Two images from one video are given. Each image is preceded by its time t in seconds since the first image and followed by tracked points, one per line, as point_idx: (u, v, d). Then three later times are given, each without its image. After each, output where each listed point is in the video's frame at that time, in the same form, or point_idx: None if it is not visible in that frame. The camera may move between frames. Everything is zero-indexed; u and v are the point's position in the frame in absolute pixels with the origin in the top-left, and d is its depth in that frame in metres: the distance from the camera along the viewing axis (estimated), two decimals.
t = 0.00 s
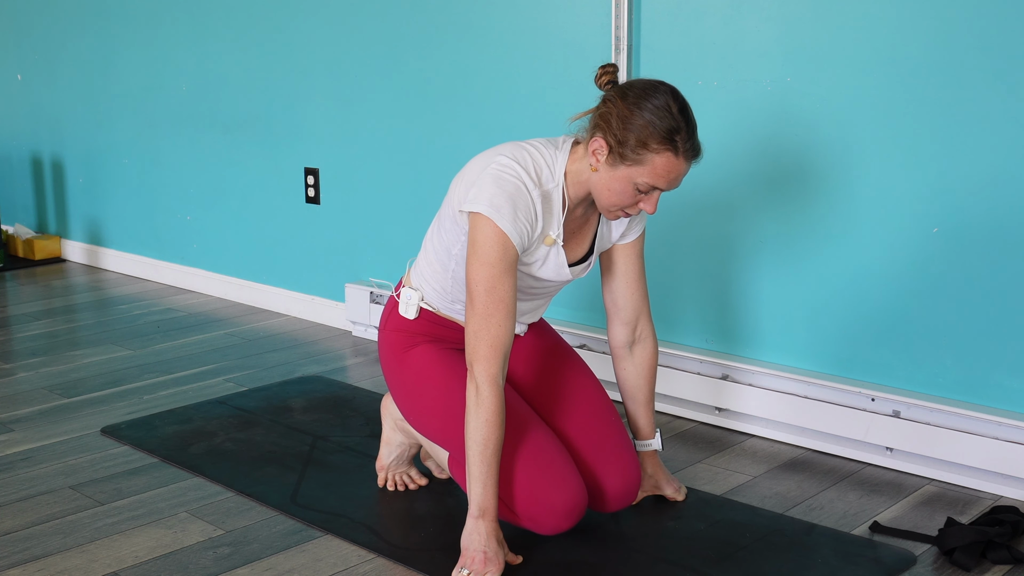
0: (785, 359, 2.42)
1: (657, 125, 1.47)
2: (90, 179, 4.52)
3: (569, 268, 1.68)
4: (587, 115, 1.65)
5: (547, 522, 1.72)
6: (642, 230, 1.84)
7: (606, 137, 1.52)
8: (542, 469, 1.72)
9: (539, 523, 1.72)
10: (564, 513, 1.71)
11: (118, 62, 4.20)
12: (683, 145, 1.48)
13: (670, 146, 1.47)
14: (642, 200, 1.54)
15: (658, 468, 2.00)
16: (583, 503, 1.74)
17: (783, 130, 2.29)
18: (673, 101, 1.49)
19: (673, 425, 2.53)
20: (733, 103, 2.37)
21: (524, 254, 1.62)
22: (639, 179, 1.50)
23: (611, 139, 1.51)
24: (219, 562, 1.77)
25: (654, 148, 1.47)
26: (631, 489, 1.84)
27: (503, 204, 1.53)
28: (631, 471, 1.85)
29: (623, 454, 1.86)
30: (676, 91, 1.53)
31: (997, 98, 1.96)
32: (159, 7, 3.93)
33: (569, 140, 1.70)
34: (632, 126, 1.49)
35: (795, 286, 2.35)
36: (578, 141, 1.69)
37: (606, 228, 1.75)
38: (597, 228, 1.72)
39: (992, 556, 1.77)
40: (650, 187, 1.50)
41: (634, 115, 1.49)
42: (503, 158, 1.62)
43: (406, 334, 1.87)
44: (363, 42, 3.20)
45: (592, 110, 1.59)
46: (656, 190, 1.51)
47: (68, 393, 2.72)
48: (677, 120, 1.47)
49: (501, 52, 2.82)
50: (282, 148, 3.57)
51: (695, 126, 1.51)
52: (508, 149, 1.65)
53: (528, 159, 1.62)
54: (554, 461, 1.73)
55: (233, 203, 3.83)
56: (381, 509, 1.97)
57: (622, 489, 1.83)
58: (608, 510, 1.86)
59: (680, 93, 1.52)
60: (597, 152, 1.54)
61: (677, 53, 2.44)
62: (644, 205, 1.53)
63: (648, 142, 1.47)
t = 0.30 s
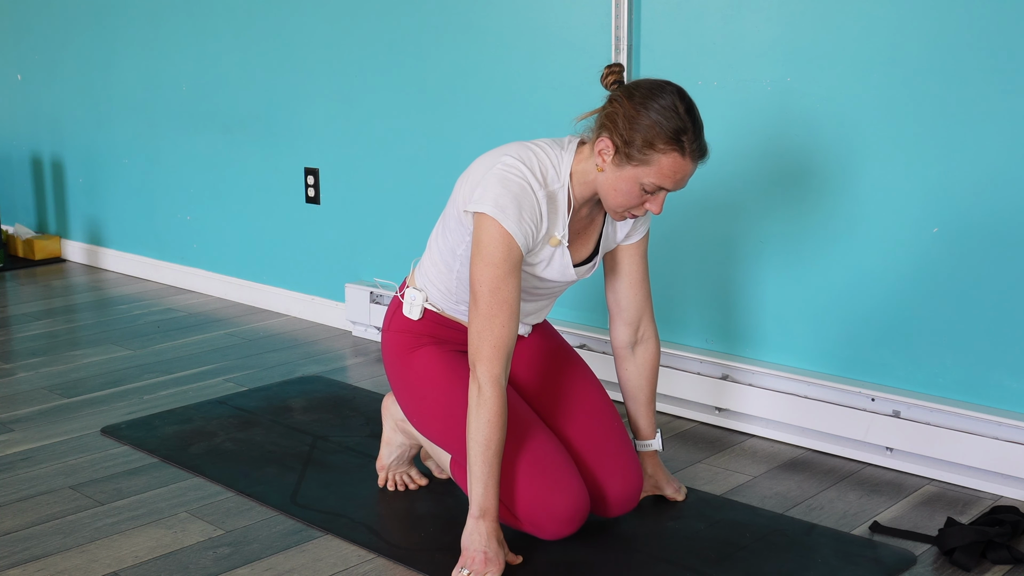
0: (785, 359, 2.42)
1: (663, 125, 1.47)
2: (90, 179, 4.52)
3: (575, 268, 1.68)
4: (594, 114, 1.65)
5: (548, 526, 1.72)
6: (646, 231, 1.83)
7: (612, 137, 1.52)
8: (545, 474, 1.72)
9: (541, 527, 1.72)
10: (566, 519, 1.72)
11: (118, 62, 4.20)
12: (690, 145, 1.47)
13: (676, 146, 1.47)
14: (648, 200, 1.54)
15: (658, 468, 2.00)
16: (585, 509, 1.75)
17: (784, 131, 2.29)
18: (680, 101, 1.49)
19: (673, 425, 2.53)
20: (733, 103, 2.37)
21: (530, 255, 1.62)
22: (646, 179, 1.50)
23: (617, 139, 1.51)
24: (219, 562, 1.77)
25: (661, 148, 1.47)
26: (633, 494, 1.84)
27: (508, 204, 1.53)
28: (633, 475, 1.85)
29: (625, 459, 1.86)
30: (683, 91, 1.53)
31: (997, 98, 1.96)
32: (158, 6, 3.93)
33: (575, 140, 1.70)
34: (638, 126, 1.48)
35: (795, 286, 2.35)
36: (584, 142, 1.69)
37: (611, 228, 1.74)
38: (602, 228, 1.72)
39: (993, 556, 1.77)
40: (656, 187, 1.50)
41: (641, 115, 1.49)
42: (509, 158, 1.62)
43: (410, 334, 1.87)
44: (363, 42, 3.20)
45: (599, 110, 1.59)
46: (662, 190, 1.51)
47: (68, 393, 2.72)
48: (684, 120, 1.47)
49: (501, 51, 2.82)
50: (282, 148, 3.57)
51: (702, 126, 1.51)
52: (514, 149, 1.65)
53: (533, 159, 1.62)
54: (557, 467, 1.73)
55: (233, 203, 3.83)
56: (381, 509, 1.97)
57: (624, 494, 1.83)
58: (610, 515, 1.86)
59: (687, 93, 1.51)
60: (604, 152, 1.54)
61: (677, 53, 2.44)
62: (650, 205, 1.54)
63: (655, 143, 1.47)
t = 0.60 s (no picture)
0: (785, 359, 2.42)
1: (666, 123, 1.47)
2: (90, 179, 4.52)
3: (577, 268, 1.68)
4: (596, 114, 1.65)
5: (548, 531, 1.72)
6: (649, 231, 1.83)
7: (615, 136, 1.52)
8: (545, 479, 1.72)
9: (540, 532, 1.73)
10: (565, 524, 1.72)
11: (118, 62, 4.20)
12: (693, 143, 1.48)
13: (679, 144, 1.47)
14: (651, 198, 1.54)
15: (658, 469, 2.00)
16: (585, 514, 1.75)
17: (784, 131, 2.29)
18: (683, 99, 1.49)
19: (673, 425, 2.53)
20: (733, 103, 2.37)
21: (532, 254, 1.62)
22: (648, 178, 1.50)
23: (620, 138, 1.51)
24: (219, 562, 1.77)
25: (664, 146, 1.47)
26: (633, 499, 1.84)
27: (509, 204, 1.53)
28: (633, 480, 1.85)
29: (625, 464, 1.86)
30: (685, 89, 1.53)
31: (997, 97, 1.96)
32: (158, 6, 3.93)
33: (577, 140, 1.70)
34: (641, 124, 1.48)
35: (795, 286, 2.35)
36: (586, 141, 1.69)
37: (614, 227, 1.74)
38: (605, 228, 1.71)
39: (992, 556, 1.77)
40: (659, 185, 1.50)
41: (644, 113, 1.49)
42: (511, 158, 1.62)
43: (412, 336, 1.87)
44: (363, 42, 3.19)
45: (601, 109, 1.59)
46: (665, 188, 1.51)
47: (68, 394, 2.72)
48: (687, 118, 1.47)
49: (501, 51, 2.82)
50: (282, 148, 3.57)
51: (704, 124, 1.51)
52: (516, 149, 1.65)
53: (535, 159, 1.62)
54: (557, 472, 1.73)
55: (233, 203, 3.83)
56: (381, 509, 1.97)
57: (625, 498, 1.83)
58: (610, 520, 1.86)
59: (689, 91, 1.51)
60: (606, 151, 1.54)
61: (677, 53, 2.44)
62: (653, 204, 1.53)
63: (658, 140, 1.47)
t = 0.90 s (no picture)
0: (785, 359, 2.42)
1: (669, 121, 1.47)
2: (90, 179, 4.52)
3: (580, 268, 1.68)
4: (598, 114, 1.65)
5: (549, 535, 1.72)
6: (650, 232, 1.83)
7: (617, 135, 1.52)
8: (546, 482, 1.72)
9: (541, 535, 1.73)
10: (566, 528, 1.72)
11: (118, 62, 4.20)
12: (695, 142, 1.47)
13: (681, 143, 1.47)
14: (653, 197, 1.54)
15: (658, 468, 2.00)
16: (585, 517, 1.75)
17: (784, 131, 2.29)
18: (684, 97, 1.49)
19: (673, 425, 2.53)
20: (733, 103, 2.37)
21: (534, 254, 1.62)
22: (651, 177, 1.50)
23: (622, 137, 1.51)
24: (219, 562, 1.77)
25: (666, 145, 1.47)
26: (634, 502, 1.85)
27: (511, 204, 1.53)
28: (634, 483, 1.85)
29: (626, 466, 1.86)
30: (687, 88, 1.53)
31: (997, 97, 1.96)
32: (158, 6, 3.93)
33: (580, 140, 1.70)
34: (643, 123, 1.48)
35: (795, 286, 2.36)
36: (589, 140, 1.68)
37: (617, 227, 1.74)
38: (608, 228, 1.71)
39: (992, 556, 1.77)
40: (661, 184, 1.50)
41: (645, 112, 1.49)
42: (513, 158, 1.62)
43: (415, 337, 1.87)
44: (363, 42, 3.20)
45: (604, 109, 1.59)
46: (667, 187, 1.51)
47: (68, 394, 2.72)
48: (688, 116, 1.47)
49: (501, 51, 2.82)
50: (281, 148, 3.57)
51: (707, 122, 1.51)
52: (518, 149, 1.65)
53: (537, 159, 1.62)
54: (559, 475, 1.73)
55: (233, 203, 3.83)
56: (381, 509, 1.97)
57: (626, 501, 1.84)
58: (612, 523, 1.87)
59: (691, 90, 1.51)
60: (608, 150, 1.54)
61: (676, 53, 2.44)
62: (656, 203, 1.53)
63: (660, 139, 1.47)
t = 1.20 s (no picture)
0: (784, 359, 2.42)
1: (677, 136, 1.46)
2: (90, 179, 4.52)
3: (581, 269, 1.68)
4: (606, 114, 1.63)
5: (550, 536, 1.73)
6: (652, 232, 1.83)
7: (624, 141, 1.51)
8: (548, 484, 1.72)
9: (543, 537, 1.73)
10: (567, 529, 1.72)
11: (118, 62, 4.20)
12: (700, 160, 1.47)
13: (687, 160, 1.46)
14: (652, 207, 1.54)
15: (658, 468, 2.00)
16: (586, 518, 1.75)
17: (785, 131, 2.29)
18: (695, 112, 1.48)
19: (673, 425, 2.53)
20: (733, 103, 2.37)
21: (536, 254, 1.62)
22: (652, 188, 1.50)
23: (629, 144, 1.50)
24: (219, 562, 1.77)
25: (672, 160, 1.46)
26: (635, 503, 1.85)
27: (514, 205, 1.53)
28: (635, 483, 1.85)
29: (627, 467, 1.86)
30: (700, 101, 1.51)
31: (997, 97, 1.96)
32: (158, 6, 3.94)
33: (583, 140, 1.70)
34: (651, 133, 1.47)
35: (795, 286, 2.36)
36: (592, 141, 1.68)
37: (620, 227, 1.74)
38: (610, 228, 1.71)
39: (993, 556, 1.77)
40: (661, 197, 1.50)
41: (655, 122, 1.48)
42: (516, 158, 1.62)
43: (417, 337, 1.87)
44: (362, 42, 3.20)
45: (614, 111, 1.57)
46: (667, 199, 1.51)
47: (68, 394, 2.72)
48: (697, 133, 1.46)
49: (501, 52, 2.82)
50: (281, 148, 3.57)
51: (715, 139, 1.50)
52: (521, 149, 1.65)
53: (540, 160, 1.63)
54: (560, 477, 1.73)
55: (233, 203, 3.83)
56: (382, 509, 1.97)
57: (627, 503, 1.84)
58: (613, 524, 1.87)
59: (703, 104, 1.50)
60: (614, 154, 1.53)
61: (676, 53, 2.44)
62: (654, 212, 1.53)
63: (666, 154, 1.46)
